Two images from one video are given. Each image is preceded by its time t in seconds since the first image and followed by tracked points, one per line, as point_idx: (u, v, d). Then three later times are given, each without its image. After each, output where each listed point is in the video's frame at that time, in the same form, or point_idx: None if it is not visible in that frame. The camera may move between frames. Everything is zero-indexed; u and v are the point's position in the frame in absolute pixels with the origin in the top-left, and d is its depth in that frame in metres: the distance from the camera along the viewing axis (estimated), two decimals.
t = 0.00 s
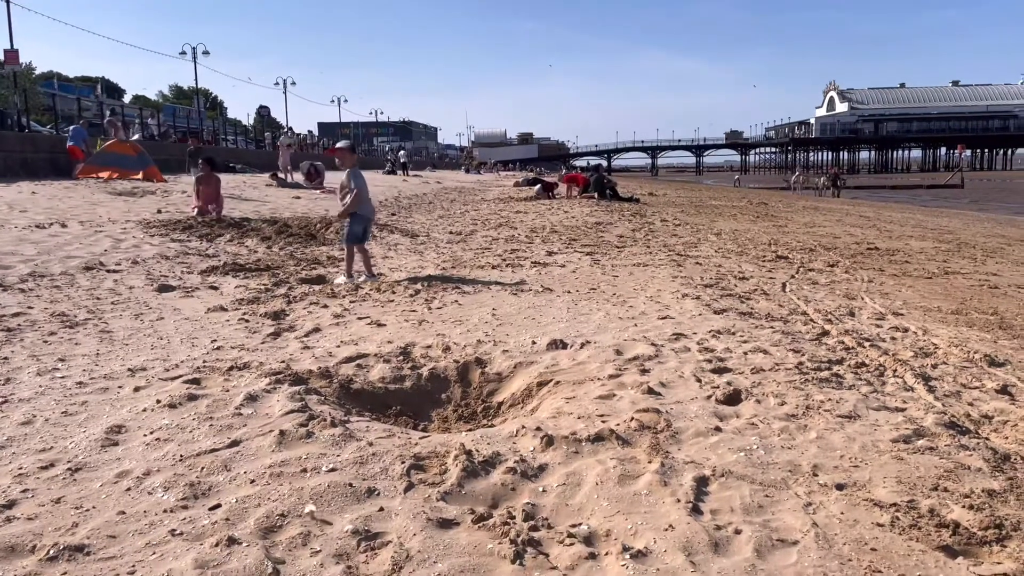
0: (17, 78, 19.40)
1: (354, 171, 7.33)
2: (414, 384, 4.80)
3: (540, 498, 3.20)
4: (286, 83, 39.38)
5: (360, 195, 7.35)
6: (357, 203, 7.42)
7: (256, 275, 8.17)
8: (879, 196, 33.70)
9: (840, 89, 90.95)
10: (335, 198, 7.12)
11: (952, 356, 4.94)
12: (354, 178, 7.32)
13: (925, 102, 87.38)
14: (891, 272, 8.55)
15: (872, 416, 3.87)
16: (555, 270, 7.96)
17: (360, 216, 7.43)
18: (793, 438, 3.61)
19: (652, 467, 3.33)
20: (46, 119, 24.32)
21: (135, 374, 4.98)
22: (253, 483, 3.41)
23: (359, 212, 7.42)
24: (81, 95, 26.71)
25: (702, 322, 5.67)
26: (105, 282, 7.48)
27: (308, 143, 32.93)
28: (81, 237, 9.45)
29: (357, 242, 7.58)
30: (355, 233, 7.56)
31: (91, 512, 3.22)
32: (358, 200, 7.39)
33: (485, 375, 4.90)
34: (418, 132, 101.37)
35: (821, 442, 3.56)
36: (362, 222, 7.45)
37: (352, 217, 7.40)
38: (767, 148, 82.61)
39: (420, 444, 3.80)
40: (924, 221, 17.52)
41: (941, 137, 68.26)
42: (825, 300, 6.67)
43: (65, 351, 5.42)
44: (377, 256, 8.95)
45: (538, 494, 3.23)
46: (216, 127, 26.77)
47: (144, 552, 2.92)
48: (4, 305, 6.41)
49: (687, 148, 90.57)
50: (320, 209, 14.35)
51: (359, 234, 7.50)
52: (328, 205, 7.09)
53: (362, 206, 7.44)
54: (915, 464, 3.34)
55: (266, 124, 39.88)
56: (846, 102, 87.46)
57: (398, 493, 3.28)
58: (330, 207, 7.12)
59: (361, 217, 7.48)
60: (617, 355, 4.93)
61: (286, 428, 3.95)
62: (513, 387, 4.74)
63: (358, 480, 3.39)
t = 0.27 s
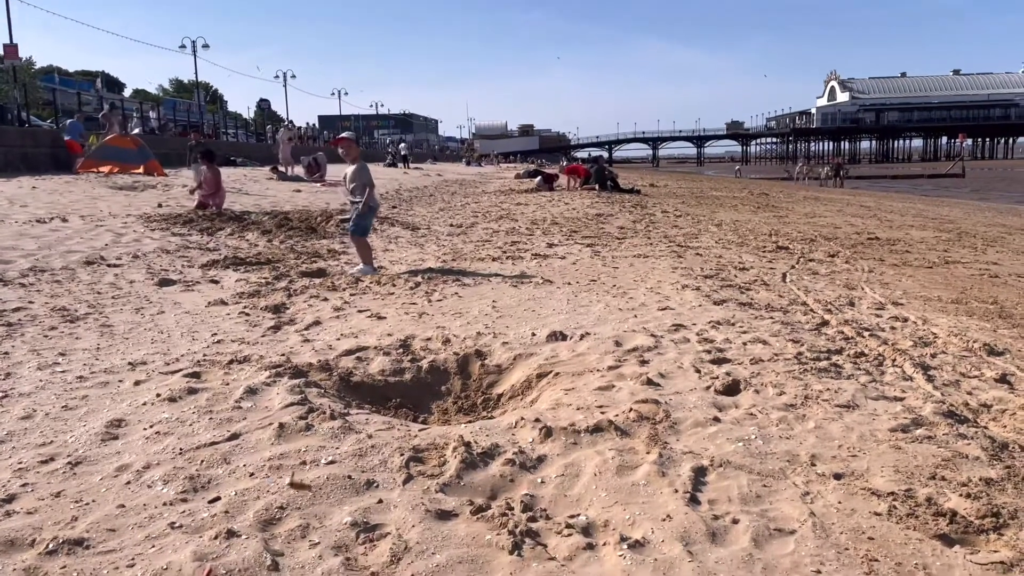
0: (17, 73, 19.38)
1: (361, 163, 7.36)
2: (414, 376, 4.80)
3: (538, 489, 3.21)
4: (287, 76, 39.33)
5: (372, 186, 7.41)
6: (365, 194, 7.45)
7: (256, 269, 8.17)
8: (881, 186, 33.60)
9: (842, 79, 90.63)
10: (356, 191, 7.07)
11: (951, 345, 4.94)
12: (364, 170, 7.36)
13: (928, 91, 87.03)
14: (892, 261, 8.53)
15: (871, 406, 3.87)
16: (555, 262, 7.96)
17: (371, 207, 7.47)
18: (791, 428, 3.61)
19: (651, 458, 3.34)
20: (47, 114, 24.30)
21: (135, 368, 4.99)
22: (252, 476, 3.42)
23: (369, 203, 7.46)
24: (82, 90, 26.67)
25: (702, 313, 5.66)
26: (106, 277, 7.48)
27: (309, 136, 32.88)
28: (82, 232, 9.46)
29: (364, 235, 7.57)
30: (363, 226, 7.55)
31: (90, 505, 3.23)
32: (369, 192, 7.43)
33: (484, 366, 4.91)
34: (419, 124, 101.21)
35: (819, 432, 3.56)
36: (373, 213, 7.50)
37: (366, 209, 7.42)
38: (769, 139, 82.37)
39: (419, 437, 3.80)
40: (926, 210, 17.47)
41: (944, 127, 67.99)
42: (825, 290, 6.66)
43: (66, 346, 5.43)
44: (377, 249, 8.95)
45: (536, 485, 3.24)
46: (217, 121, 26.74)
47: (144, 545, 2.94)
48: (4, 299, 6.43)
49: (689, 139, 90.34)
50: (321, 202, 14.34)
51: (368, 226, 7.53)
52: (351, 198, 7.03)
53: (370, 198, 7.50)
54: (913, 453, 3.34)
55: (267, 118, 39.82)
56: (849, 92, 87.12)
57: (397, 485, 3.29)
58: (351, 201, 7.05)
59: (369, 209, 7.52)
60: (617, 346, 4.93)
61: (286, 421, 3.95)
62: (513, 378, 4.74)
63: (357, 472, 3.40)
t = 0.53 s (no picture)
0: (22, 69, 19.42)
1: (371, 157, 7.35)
2: (422, 367, 4.81)
3: (548, 478, 3.21)
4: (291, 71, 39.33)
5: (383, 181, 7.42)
6: (375, 188, 7.45)
7: (263, 262, 8.19)
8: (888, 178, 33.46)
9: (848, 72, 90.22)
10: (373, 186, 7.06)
11: (961, 335, 4.92)
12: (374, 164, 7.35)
13: (934, 84, 86.58)
14: (900, 253, 8.50)
15: (881, 395, 3.85)
16: (562, 254, 7.95)
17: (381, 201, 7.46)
18: (802, 417, 3.60)
19: (660, 447, 3.33)
20: (53, 109, 24.37)
21: (144, 360, 5.01)
22: (262, 465, 3.43)
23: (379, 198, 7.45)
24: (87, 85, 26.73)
25: (710, 304, 5.65)
26: (114, 271, 7.50)
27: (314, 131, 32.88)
28: (89, 226, 9.48)
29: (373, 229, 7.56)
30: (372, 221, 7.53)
31: (101, 495, 3.24)
32: (379, 186, 7.43)
33: (492, 358, 4.91)
34: (424, 119, 101.14)
35: (829, 421, 3.55)
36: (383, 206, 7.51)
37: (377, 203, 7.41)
38: (775, 132, 82.10)
39: (428, 427, 3.81)
40: (933, 202, 17.40)
41: (950, 119, 67.67)
42: (833, 281, 6.64)
43: (75, 338, 5.45)
44: (383, 242, 8.96)
45: (546, 475, 3.24)
46: (222, 116, 26.75)
47: (155, 534, 2.95)
48: (13, 293, 6.45)
49: (694, 133, 90.11)
50: (327, 196, 14.35)
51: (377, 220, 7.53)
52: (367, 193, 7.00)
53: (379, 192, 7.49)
54: (924, 442, 3.33)
55: (272, 112, 39.84)
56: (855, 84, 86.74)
57: (407, 474, 3.29)
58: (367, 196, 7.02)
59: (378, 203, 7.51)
60: (625, 337, 4.93)
61: (295, 411, 3.96)
62: (521, 369, 4.74)
63: (366, 461, 3.40)
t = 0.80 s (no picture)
0: (35, 66, 19.51)
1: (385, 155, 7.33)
2: (437, 363, 4.81)
3: (567, 474, 3.20)
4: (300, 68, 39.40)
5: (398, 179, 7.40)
6: (388, 187, 7.43)
7: (276, 259, 8.20)
8: (900, 175, 33.25)
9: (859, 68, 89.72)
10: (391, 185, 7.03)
11: (980, 332, 4.88)
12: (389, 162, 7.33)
13: (946, 80, 86.03)
14: (915, 249, 8.44)
15: (902, 392, 3.83)
16: (575, 251, 7.93)
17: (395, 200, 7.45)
18: (822, 414, 3.59)
19: (680, 443, 3.32)
20: (65, 106, 24.50)
21: (160, 356, 5.02)
22: (281, 460, 3.43)
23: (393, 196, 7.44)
24: (99, 83, 26.85)
25: (725, 301, 5.63)
26: (128, 267, 7.53)
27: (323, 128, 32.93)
28: (103, 222, 9.52)
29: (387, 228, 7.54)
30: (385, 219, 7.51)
31: (121, 489, 3.25)
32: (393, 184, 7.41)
33: (507, 354, 4.90)
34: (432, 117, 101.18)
35: (850, 418, 3.53)
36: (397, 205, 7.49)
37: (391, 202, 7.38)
38: (784, 129, 81.75)
39: (445, 422, 3.80)
40: (947, 199, 17.28)
41: (962, 116, 67.22)
42: (849, 278, 6.60)
43: (91, 334, 5.47)
44: (395, 239, 8.96)
45: (565, 470, 3.23)
46: (232, 113, 26.83)
47: (176, 527, 2.96)
48: (28, 289, 6.48)
49: (703, 130, 89.82)
50: (338, 193, 14.36)
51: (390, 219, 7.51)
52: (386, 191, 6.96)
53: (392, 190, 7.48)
54: (947, 438, 3.31)
55: (282, 110, 39.93)
56: (865, 81, 86.28)
57: (426, 469, 3.29)
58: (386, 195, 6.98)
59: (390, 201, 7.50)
60: (641, 333, 4.91)
61: (312, 406, 3.97)
62: (537, 365, 4.74)
63: (385, 456, 3.40)
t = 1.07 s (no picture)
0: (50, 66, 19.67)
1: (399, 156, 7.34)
2: (450, 361, 4.81)
3: (580, 472, 3.19)
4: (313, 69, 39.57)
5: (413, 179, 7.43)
6: (402, 187, 7.44)
7: (288, 257, 8.23)
8: (914, 177, 33.04)
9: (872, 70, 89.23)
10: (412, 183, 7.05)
11: (997, 333, 4.84)
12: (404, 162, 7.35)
13: (960, 82, 85.42)
14: (930, 251, 8.39)
15: (918, 392, 3.80)
16: (587, 251, 7.92)
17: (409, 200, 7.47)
18: (837, 414, 3.56)
19: (694, 442, 3.31)
20: (79, 106, 24.69)
21: (174, 352, 5.05)
22: (294, 456, 3.44)
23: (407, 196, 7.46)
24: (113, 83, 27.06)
25: (738, 301, 5.61)
26: (142, 265, 7.57)
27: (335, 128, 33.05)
28: (117, 221, 9.59)
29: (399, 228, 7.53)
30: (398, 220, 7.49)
31: (136, 484, 3.27)
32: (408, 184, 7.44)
33: (520, 352, 4.90)
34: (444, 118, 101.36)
35: (866, 418, 3.51)
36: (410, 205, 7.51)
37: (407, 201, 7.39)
38: (797, 130, 81.38)
39: (458, 420, 3.80)
40: (962, 201, 17.16)
41: (976, 118, 66.74)
42: (863, 279, 6.56)
43: (105, 330, 5.50)
44: (407, 238, 8.98)
45: (578, 468, 3.23)
46: (245, 113, 26.96)
47: (191, 521, 2.97)
48: (44, 286, 6.53)
49: (715, 131, 89.56)
50: (350, 192, 14.41)
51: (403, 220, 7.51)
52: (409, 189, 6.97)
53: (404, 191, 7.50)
54: (964, 439, 3.28)
55: (294, 110, 40.10)
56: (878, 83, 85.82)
57: (439, 466, 3.29)
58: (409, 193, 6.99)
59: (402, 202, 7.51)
60: (653, 332, 4.90)
61: (325, 403, 3.98)
62: (549, 364, 4.73)
63: (398, 453, 3.41)
